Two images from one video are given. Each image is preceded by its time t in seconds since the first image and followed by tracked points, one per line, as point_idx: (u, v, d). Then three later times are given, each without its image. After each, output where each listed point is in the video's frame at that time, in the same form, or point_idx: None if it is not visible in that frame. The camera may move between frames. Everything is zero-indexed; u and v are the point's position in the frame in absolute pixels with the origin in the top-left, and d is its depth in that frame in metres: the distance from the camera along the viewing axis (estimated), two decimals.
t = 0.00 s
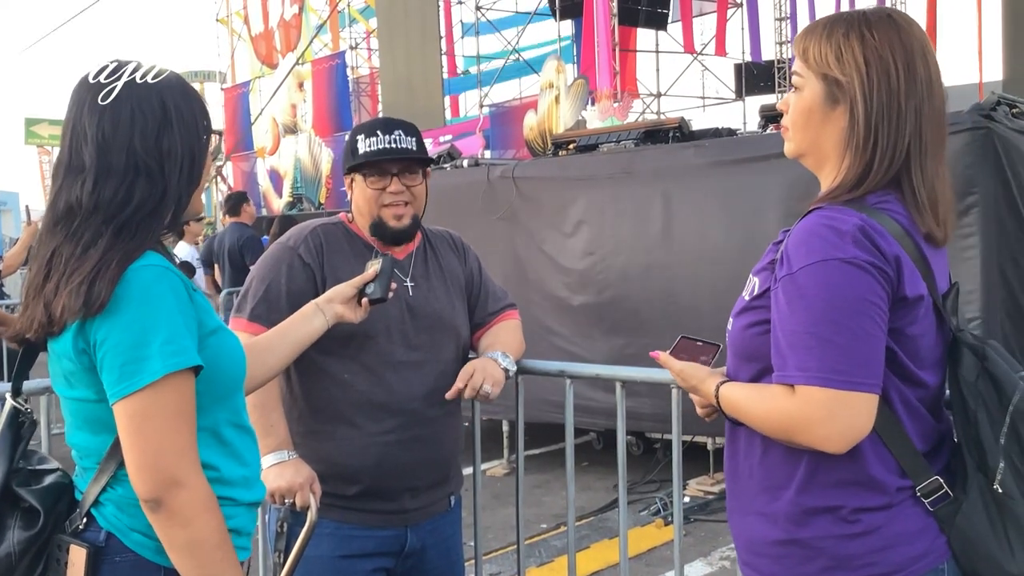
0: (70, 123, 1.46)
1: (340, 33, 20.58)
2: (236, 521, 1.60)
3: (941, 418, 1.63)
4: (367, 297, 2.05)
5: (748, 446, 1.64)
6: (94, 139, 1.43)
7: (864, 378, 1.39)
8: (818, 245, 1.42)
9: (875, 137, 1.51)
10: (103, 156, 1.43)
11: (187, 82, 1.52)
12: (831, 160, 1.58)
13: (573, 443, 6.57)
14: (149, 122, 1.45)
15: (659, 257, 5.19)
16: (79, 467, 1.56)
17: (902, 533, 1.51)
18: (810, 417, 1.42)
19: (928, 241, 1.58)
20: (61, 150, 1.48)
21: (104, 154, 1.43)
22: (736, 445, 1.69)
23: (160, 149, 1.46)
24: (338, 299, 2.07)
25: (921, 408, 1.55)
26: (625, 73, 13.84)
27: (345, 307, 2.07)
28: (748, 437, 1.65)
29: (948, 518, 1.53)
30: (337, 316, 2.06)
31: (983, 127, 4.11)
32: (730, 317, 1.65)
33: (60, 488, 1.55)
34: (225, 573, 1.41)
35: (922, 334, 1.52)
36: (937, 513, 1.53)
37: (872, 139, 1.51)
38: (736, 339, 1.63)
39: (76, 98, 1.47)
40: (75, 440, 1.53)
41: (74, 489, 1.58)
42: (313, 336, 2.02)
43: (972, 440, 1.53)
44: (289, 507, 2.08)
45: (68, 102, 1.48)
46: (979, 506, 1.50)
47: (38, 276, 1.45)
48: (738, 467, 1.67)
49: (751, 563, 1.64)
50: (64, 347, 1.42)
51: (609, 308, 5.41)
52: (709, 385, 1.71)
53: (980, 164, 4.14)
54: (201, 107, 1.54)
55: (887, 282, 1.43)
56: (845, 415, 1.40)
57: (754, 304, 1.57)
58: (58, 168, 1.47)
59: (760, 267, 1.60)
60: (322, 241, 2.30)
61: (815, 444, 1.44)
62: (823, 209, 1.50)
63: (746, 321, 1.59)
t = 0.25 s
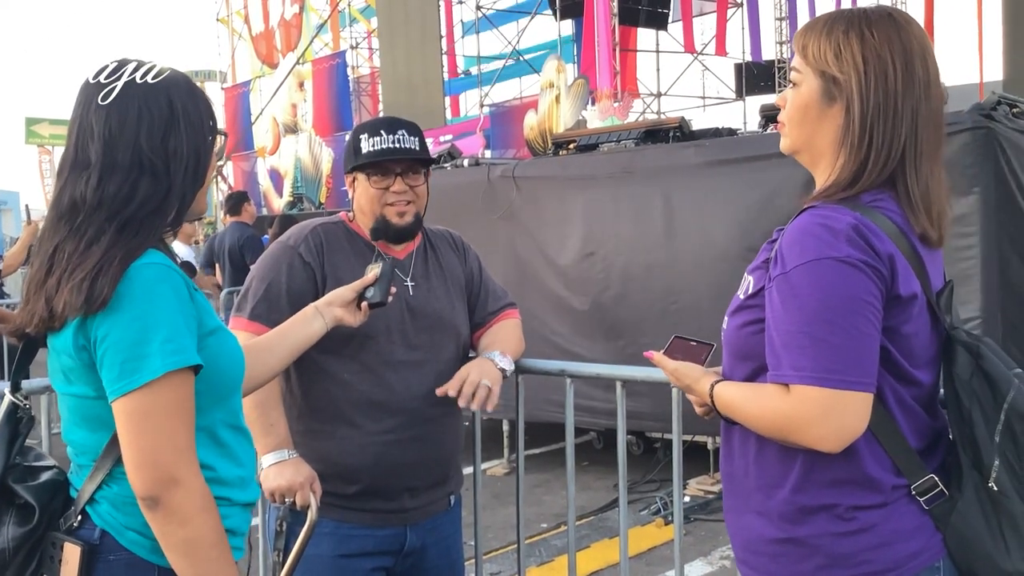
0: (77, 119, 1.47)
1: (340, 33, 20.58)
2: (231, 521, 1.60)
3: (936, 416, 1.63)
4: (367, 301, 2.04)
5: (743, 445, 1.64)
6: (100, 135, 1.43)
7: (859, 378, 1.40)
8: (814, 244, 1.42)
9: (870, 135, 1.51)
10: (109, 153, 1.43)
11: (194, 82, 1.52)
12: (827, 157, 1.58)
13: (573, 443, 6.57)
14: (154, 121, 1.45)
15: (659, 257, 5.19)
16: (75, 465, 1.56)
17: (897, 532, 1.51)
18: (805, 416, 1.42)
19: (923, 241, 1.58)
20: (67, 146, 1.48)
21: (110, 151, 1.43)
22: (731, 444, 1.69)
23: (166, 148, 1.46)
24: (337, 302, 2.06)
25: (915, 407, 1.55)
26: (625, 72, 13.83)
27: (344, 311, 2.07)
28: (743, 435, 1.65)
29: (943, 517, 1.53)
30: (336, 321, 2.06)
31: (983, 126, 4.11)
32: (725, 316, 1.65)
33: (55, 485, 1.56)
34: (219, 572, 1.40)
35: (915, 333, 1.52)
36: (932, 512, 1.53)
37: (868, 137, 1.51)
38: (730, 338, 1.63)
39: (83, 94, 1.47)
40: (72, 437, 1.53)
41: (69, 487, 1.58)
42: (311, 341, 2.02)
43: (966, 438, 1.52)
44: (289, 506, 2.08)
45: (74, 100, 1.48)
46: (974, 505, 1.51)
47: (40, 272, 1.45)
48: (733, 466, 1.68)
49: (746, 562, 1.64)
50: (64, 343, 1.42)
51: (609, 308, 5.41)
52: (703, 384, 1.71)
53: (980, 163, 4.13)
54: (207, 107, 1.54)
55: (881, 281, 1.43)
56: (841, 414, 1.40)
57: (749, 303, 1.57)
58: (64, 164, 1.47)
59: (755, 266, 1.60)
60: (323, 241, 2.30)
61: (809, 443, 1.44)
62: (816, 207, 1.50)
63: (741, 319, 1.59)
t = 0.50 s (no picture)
0: (81, 116, 1.47)
1: (341, 31, 20.56)
2: (229, 519, 1.60)
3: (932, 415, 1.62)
4: (365, 305, 2.05)
5: (738, 443, 1.64)
6: (104, 132, 1.43)
7: (856, 378, 1.39)
8: (811, 242, 1.42)
9: (867, 134, 1.51)
10: (112, 150, 1.43)
11: (198, 82, 1.51)
12: (823, 154, 1.57)
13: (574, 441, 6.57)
14: (158, 120, 1.45)
15: (660, 255, 5.19)
16: (72, 463, 1.56)
17: (894, 528, 1.50)
18: (802, 414, 1.41)
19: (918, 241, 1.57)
20: (70, 142, 1.48)
21: (113, 147, 1.43)
22: (727, 441, 1.69)
23: (169, 146, 1.46)
24: (335, 305, 2.07)
25: (911, 406, 1.55)
26: (626, 71, 13.81)
27: (342, 314, 2.07)
28: (738, 432, 1.64)
29: (941, 513, 1.52)
30: (334, 323, 2.05)
31: (985, 124, 4.10)
32: (722, 314, 1.64)
33: (53, 484, 1.55)
34: (215, 570, 1.40)
35: (911, 332, 1.51)
36: (929, 509, 1.53)
37: (864, 135, 1.51)
38: (726, 337, 1.62)
39: (88, 92, 1.47)
40: (70, 435, 1.52)
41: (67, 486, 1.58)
42: (310, 342, 2.01)
43: (963, 436, 1.52)
44: (290, 505, 2.07)
45: (78, 98, 1.48)
46: (970, 502, 1.50)
47: (40, 268, 1.45)
48: (728, 464, 1.67)
49: (742, 560, 1.63)
50: (63, 340, 1.42)
51: (611, 307, 5.41)
52: (698, 382, 1.71)
53: (982, 162, 4.12)
54: (210, 106, 1.54)
55: (877, 280, 1.42)
56: (839, 414, 1.40)
57: (746, 301, 1.57)
58: (67, 160, 1.47)
59: (752, 264, 1.59)
60: (323, 240, 2.29)
61: (806, 442, 1.44)
62: (812, 206, 1.50)
63: (737, 317, 1.59)
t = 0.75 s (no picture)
0: (76, 115, 1.46)
1: (342, 31, 20.56)
2: (230, 519, 1.60)
3: (926, 414, 1.63)
4: (363, 301, 2.06)
5: (732, 443, 1.64)
6: (100, 133, 1.43)
7: (851, 379, 1.39)
8: (805, 244, 1.42)
9: (860, 134, 1.51)
10: (108, 150, 1.43)
11: (195, 81, 1.51)
12: (817, 155, 1.58)
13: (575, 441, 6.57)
14: (154, 120, 1.45)
15: (661, 255, 5.19)
16: (73, 464, 1.56)
17: (888, 525, 1.51)
18: (798, 416, 1.41)
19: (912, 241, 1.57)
20: (66, 143, 1.48)
21: (110, 148, 1.43)
22: (722, 441, 1.69)
23: (165, 146, 1.46)
24: (334, 302, 2.07)
25: (905, 406, 1.55)
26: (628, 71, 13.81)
27: (341, 311, 2.07)
28: (733, 432, 1.64)
29: (936, 513, 1.52)
30: (333, 320, 2.05)
31: (987, 124, 4.10)
32: (717, 314, 1.64)
33: (54, 485, 1.55)
34: (217, 570, 1.40)
35: (905, 332, 1.51)
36: (925, 508, 1.53)
37: (858, 136, 1.51)
38: (721, 337, 1.63)
39: (83, 91, 1.47)
40: (71, 436, 1.52)
41: (67, 486, 1.58)
42: (309, 340, 2.01)
43: (959, 435, 1.52)
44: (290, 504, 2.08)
45: (74, 98, 1.48)
46: (966, 502, 1.49)
47: (38, 269, 1.45)
48: (722, 463, 1.68)
49: (738, 559, 1.63)
50: (62, 341, 1.42)
51: (612, 307, 5.41)
52: (692, 382, 1.71)
53: (983, 162, 4.12)
54: (207, 106, 1.54)
55: (872, 282, 1.42)
56: (834, 415, 1.40)
57: (740, 301, 1.57)
58: (63, 161, 1.47)
59: (747, 265, 1.59)
60: (323, 240, 2.29)
61: (802, 443, 1.44)
62: (807, 207, 1.50)
63: (732, 318, 1.59)
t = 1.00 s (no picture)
0: (72, 116, 1.46)
1: (344, 30, 20.56)
2: (232, 519, 1.60)
3: (921, 413, 1.63)
4: (363, 296, 2.05)
5: (727, 442, 1.64)
6: (97, 134, 1.43)
7: (845, 380, 1.39)
8: (799, 246, 1.42)
9: (854, 134, 1.51)
10: (105, 151, 1.43)
11: (191, 81, 1.52)
12: (812, 155, 1.58)
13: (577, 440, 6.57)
14: (151, 120, 1.45)
15: (663, 255, 5.19)
16: (75, 465, 1.56)
17: (882, 522, 1.51)
18: (792, 416, 1.41)
19: (907, 242, 1.57)
20: (62, 144, 1.48)
21: (106, 149, 1.43)
22: (717, 440, 1.69)
23: (162, 146, 1.46)
24: (334, 298, 2.06)
25: (900, 405, 1.55)
26: (629, 70, 13.80)
27: (340, 307, 2.07)
28: (728, 432, 1.64)
29: (932, 512, 1.52)
30: (332, 317, 2.05)
31: (989, 124, 4.10)
32: (712, 315, 1.64)
33: (56, 486, 1.56)
34: (222, 570, 1.41)
35: (899, 333, 1.51)
36: (920, 508, 1.53)
37: (852, 136, 1.51)
38: (716, 338, 1.63)
39: (79, 92, 1.47)
40: (72, 437, 1.53)
41: (69, 487, 1.58)
42: (306, 337, 2.01)
43: (955, 435, 1.51)
44: (292, 504, 2.08)
45: (69, 99, 1.48)
46: (961, 501, 1.49)
47: (37, 271, 1.45)
48: (718, 462, 1.68)
49: (733, 557, 1.63)
50: (62, 343, 1.42)
51: (613, 306, 5.41)
52: (687, 382, 1.71)
53: (985, 161, 4.11)
54: (204, 106, 1.54)
55: (865, 283, 1.42)
56: (829, 415, 1.40)
57: (735, 303, 1.57)
58: (59, 162, 1.47)
59: (742, 266, 1.59)
60: (324, 240, 2.30)
61: (795, 443, 1.44)
62: (801, 208, 1.50)
63: (726, 319, 1.59)
